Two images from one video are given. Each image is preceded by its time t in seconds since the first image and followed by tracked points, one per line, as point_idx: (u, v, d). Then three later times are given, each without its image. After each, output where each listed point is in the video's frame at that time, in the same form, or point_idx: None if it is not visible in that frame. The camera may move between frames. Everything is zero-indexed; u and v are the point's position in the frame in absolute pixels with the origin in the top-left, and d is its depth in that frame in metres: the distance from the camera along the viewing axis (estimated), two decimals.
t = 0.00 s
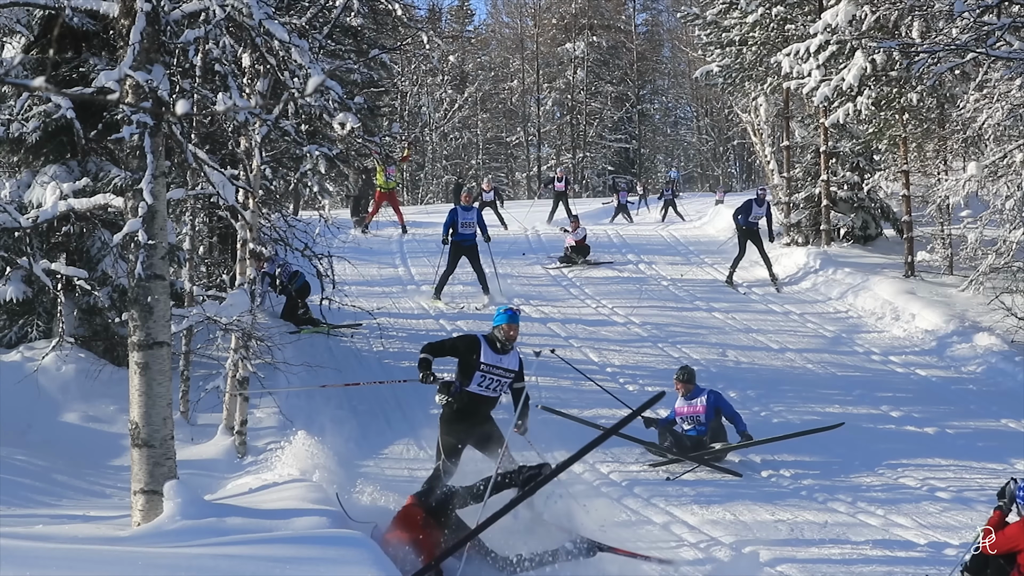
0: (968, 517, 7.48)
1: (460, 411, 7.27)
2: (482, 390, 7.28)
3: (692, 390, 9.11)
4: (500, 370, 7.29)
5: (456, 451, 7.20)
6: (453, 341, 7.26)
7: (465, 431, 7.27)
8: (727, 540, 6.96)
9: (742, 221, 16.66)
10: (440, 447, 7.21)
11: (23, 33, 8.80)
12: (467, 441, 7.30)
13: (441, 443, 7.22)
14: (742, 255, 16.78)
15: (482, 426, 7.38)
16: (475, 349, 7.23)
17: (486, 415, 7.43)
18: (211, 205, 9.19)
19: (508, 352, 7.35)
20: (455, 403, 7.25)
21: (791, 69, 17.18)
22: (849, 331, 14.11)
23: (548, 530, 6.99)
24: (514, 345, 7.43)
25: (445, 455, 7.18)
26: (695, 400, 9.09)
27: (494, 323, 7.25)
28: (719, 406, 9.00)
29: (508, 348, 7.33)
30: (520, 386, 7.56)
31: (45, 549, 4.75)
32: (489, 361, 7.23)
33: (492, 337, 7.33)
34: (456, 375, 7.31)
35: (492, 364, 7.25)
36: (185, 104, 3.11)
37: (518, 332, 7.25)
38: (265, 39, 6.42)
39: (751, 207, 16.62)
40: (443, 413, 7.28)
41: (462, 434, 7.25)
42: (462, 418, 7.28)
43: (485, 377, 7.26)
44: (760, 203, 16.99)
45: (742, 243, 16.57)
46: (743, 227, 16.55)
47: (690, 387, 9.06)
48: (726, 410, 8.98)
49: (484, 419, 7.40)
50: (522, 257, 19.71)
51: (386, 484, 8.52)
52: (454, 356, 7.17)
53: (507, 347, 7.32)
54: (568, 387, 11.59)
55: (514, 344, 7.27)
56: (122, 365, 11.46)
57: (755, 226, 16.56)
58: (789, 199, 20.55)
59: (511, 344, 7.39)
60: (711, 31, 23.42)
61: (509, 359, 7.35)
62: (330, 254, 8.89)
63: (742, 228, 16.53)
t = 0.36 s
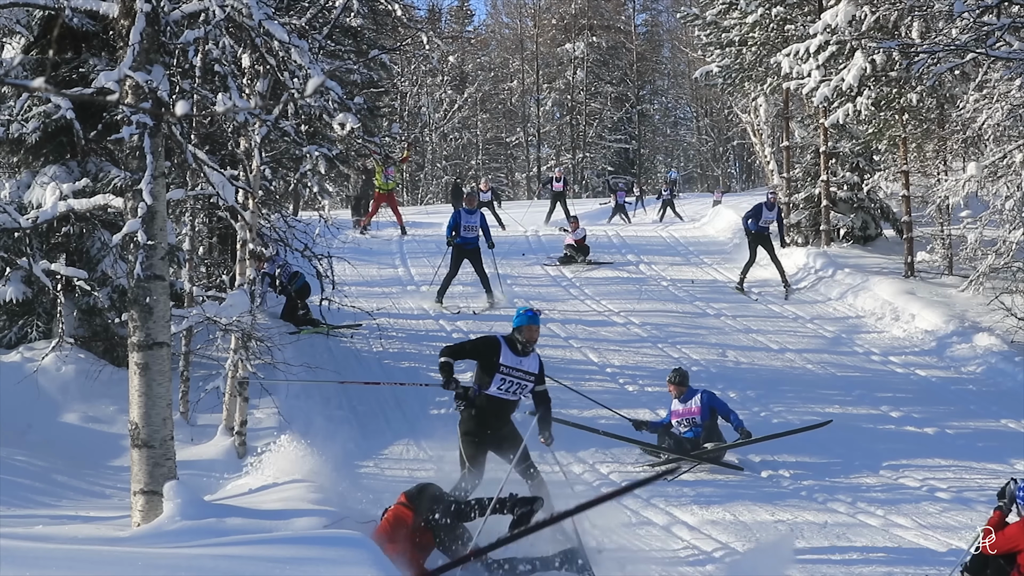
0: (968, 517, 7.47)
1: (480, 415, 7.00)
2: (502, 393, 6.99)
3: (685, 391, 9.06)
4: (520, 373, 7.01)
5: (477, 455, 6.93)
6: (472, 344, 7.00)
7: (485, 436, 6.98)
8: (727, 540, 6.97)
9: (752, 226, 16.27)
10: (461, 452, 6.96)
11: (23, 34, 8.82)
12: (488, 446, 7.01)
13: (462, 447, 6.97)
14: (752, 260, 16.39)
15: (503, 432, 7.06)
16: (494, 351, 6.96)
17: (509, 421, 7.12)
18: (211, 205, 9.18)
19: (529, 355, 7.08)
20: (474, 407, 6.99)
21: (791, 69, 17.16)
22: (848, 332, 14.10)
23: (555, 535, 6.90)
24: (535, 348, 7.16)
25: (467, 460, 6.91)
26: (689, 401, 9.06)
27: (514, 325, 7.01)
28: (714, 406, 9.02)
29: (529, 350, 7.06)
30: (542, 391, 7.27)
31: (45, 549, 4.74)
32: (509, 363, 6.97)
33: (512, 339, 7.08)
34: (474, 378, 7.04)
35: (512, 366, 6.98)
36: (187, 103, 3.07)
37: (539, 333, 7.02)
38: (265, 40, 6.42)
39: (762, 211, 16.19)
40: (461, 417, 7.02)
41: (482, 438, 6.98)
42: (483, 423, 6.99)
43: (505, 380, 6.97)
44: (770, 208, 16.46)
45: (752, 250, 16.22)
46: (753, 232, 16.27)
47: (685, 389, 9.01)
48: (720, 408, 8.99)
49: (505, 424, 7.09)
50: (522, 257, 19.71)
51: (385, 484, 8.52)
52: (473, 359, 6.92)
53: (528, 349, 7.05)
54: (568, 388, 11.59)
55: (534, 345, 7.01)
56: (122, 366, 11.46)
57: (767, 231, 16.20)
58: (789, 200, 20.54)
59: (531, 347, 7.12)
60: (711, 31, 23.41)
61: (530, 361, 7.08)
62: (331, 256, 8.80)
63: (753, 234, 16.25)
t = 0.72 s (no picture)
0: (968, 517, 7.47)
1: (504, 416, 6.60)
2: (526, 392, 6.57)
3: (678, 392, 9.00)
4: (544, 371, 6.57)
5: (504, 458, 6.58)
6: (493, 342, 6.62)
7: (511, 440, 6.61)
8: (727, 540, 6.97)
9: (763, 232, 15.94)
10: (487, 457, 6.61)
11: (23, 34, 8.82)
12: (515, 448, 6.64)
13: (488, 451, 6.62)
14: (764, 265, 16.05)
15: (530, 434, 6.68)
16: (516, 349, 6.54)
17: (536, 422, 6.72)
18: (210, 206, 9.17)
19: (553, 351, 6.63)
20: (498, 408, 6.61)
21: (791, 69, 17.15)
22: (848, 332, 14.10)
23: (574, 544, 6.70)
24: (560, 345, 6.71)
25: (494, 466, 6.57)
26: (683, 403, 8.98)
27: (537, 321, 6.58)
28: (707, 407, 8.85)
29: (553, 347, 6.62)
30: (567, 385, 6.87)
31: (44, 549, 4.73)
32: (532, 360, 6.54)
33: (535, 336, 6.64)
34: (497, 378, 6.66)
35: (535, 364, 6.54)
36: (185, 103, 3.06)
37: (562, 330, 6.56)
38: (264, 40, 6.42)
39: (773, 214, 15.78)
40: (485, 419, 6.66)
41: (508, 440, 6.60)
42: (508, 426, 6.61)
43: (529, 378, 6.54)
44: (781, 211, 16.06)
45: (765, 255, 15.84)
46: (763, 237, 16.01)
47: (677, 391, 8.94)
48: (715, 409, 8.83)
49: (531, 425, 6.68)
50: (522, 258, 19.72)
51: (384, 485, 8.51)
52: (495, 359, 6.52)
53: (552, 346, 6.61)
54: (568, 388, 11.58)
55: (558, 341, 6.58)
56: (122, 366, 11.46)
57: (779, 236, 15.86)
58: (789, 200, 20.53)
59: (555, 343, 6.67)
60: (711, 31, 23.41)
61: (554, 358, 6.62)
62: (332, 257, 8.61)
63: (763, 239, 15.99)
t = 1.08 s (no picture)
0: (968, 518, 7.47)
1: (534, 419, 6.34)
2: (554, 391, 6.34)
3: (674, 392, 9.02)
4: (571, 368, 6.36)
5: (535, 462, 6.31)
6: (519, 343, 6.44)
7: (541, 443, 6.33)
8: (727, 540, 6.97)
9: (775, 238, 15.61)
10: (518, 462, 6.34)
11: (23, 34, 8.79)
12: (546, 452, 6.35)
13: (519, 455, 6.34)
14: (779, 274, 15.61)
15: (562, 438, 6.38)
16: (542, 347, 6.36)
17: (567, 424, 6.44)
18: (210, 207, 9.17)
19: (580, 347, 6.43)
20: (528, 410, 6.36)
21: (791, 69, 17.13)
22: (848, 333, 14.10)
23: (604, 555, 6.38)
24: (586, 342, 6.51)
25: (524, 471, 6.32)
26: (678, 403, 9.01)
27: (560, 318, 6.44)
28: (701, 407, 8.90)
29: (579, 343, 6.42)
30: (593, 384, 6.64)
31: (43, 550, 4.73)
32: (558, 357, 6.34)
33: (560, 334, 6.47)
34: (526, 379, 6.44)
35: (562, 360, 6.34)
36: (185, 104, 3.06)
37: (587, 326, 6.40)
38: (264, 41, 6.42)
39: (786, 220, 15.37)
40: (516, 424, 6.40)
41: (538, 443, 6.33)
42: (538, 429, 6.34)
43: (556, 376, 6.33)
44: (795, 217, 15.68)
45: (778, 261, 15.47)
46: (777, 242, 15.63)
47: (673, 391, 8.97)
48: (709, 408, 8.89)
49: (562, 427, 6.42)
50: (522, 258, 19.73)
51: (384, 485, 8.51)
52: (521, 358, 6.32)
53: (577, 342, 6.42)
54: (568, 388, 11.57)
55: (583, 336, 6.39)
56: (122, 366, 11.46)
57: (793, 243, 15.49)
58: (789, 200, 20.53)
59: (581, 339, 6.49)
60: (711, 31, 23.41)
61: (581, 354, 6.41)
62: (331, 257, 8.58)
63: (776, 245, 15.60)
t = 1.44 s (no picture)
0: (968, 518, 7.47)
1: (566, 420, 6.07)
2: (584, 390, 6.07)
3: (672, 392, 9.02)
4: (602, 365, 6.11)
5: (566, 464, 6.07)
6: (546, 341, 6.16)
7: (573, 445, 6.08)
8: (727, 541, 6.97)
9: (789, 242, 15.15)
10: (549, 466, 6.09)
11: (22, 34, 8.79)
12: (577, 452, 6.11)
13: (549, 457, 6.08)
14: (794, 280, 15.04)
15: (594, 438, 6.14)
16: (571, 344, 6.10)
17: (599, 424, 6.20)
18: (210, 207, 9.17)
19: (609, 343, 6.19)
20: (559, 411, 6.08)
21: (791, 70, 17.12)
22: (848, 333, 14.11)
23: (633, 563, 6.13)
24: (615, 337, 6.27)
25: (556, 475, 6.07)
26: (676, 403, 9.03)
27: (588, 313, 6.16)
28: (697, 409, 8.90)
29: (608, 339, 6.18)
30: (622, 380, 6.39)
31: (43, 551, 4.72)
32: (588, 354, 6.08)
33: (588, 330, 6.22)
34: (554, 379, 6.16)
35: (591, 358, 6.09)
36: (186, 104, 3.06)
37: (616, 321, 6.15)
38: (264, 41, 6.41)
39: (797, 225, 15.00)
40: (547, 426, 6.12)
41: (570, 444, 6.08)
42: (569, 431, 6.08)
43: (586, 373, 6.06)
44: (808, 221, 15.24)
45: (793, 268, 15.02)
46: (789, 248, 15.18)
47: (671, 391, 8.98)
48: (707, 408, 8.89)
49: (594, 427, 6.16)
50: (522, 258, 19.74)
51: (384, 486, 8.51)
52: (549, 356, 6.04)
53: (607, 338, 6.17)
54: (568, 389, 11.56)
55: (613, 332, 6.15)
56: (122, 366, 11.46)
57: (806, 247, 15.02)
58: (789, 200, 20.52)
59: (609, 335, 6.24)
60: (710, 31, 23.40)
61: (610, 351, 6.17)
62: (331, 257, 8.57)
63: (790, 251, 15.13)
